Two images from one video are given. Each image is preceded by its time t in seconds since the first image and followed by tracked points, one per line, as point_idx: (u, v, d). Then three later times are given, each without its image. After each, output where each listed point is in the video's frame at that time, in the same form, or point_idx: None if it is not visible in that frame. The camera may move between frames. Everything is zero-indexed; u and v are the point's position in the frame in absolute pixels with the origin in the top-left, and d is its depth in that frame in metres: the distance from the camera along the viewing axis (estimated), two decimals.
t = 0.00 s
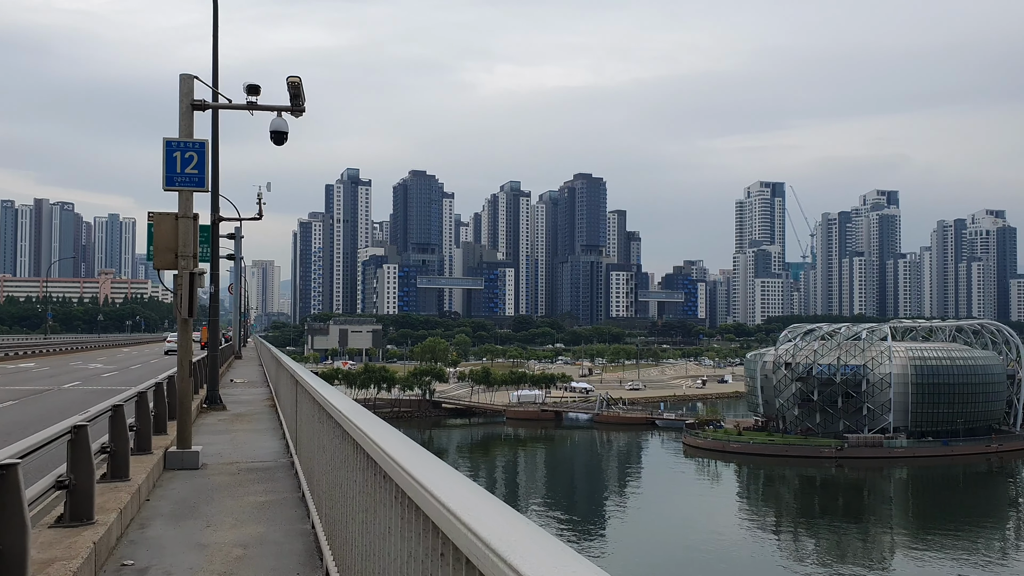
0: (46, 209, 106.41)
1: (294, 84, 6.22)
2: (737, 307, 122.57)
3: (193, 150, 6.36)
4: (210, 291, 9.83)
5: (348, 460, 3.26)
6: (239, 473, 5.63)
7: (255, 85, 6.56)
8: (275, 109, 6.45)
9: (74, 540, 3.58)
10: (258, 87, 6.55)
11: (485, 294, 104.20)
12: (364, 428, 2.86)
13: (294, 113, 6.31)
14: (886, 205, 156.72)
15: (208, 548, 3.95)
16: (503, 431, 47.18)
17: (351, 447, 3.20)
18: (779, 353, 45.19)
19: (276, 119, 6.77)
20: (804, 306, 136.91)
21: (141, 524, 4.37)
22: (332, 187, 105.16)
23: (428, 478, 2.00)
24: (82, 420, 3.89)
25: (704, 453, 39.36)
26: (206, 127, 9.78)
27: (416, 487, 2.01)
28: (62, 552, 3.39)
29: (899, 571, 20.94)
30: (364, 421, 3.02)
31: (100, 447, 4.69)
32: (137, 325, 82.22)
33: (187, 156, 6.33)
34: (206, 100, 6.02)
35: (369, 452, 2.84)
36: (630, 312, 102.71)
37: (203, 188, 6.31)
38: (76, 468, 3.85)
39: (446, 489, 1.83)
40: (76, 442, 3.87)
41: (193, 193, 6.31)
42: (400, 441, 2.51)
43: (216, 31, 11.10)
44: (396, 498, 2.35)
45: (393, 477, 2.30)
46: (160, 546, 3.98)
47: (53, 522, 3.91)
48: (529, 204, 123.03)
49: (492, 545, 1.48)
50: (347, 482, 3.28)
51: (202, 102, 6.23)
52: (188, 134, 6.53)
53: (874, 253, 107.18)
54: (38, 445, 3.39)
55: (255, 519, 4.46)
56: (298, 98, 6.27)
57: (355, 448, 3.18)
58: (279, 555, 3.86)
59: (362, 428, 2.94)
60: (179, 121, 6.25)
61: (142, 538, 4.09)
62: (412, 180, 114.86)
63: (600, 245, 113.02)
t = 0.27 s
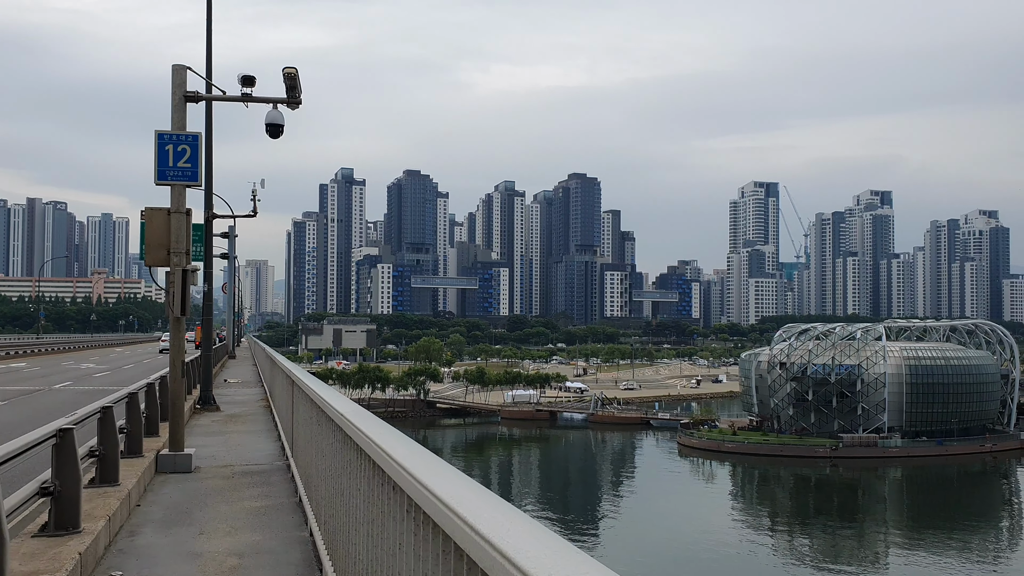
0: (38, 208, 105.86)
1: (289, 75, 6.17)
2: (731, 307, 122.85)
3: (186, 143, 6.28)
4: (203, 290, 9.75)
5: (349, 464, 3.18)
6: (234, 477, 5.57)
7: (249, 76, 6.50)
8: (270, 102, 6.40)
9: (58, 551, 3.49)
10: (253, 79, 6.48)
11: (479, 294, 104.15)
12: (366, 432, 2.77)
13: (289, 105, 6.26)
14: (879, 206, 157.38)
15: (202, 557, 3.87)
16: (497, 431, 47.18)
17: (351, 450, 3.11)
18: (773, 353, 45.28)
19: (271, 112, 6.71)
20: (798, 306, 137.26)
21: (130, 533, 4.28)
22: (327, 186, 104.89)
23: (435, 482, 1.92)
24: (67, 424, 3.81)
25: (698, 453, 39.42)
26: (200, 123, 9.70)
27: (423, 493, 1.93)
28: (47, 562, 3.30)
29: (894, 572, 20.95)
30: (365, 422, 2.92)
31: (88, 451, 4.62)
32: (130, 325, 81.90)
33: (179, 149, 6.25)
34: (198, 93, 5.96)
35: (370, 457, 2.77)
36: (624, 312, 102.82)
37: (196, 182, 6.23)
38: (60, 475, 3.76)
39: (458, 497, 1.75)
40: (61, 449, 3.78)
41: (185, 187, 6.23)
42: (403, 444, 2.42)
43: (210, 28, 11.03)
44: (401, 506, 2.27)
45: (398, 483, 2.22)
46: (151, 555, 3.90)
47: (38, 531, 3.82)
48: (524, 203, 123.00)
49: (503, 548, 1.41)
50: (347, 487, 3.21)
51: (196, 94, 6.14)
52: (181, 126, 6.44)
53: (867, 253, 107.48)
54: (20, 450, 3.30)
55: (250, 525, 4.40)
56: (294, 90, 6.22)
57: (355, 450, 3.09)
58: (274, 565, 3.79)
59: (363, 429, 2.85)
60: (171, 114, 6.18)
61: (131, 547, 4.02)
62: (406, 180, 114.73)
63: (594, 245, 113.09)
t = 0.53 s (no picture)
0: (33, 208, 105.48)
1: (288, 68, 6.13)
2: (727, 307, 122.97)
3: (181, 138, 6.19)
4: (199, 291, 9.70)
5: (349, 466, 3.13)
6: (230, 483, 5.52)
7: (247, 69, 6.45)
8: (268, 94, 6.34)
9: (47, 564, 3.42)
10: (250, 72, 6.44)
11: (475, 294, 104.12)
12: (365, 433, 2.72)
13: (288, 99, 6.22)
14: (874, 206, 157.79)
15: (198, 569, 3.80)
16: (494, 432, 47.11)
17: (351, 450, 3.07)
18: (770, 353, 45.33)
19: (269, 106, 6.67)
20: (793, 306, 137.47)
21: (122, 543, 4.22)
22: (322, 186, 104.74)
23: (438, 489, 1.85)
24: (56, 431, 3.76)
25: (695, 453, 39.46)
26: (196, 120, 9.65)
27: (425, 500, 1.88)
28: None
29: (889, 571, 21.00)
30: (364, 423, 2.87)
31: (79, 458, 4.56)
32: (125, 325, 81.61)
33: (174, 144, 6.16)
34: (194, 86, 5.90)
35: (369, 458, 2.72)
36: (620, 312, 102.86)
37: (191, 178, 6.14)
38: (48, 484, 3.69)
39: (460, 501, 1.71)
40: (49, 456, 3.73)
41: (180, 183, 6.16)
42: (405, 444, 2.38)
43: (206, 25, 10.99)
44: (399, 513, 2.24)
45: (399, 483, 2.17)
46: (145, 567, 3.83)
47: (24, 544, 3.74)
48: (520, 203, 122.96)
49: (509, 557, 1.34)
50: (347, 491, 3.17)
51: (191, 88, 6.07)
52: (176, 121, 6.37)
53: (863, 253, 107.65)
54: (6, 458, 3.24)
55: (248, 535, 4.35)
56: (293, 83, 6.18)
57: (355, 453, 3.04)
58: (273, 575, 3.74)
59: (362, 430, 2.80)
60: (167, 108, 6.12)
61: (124, 559, 3.94)
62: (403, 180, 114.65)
63: (591, 245, 113.11)
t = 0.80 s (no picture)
0: (27, 208, 105.00)
1: (285, 57, 6.06)
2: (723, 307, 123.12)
3: (175, 129, 6.06)
4: (194, 288, 9.63)
5: (351, 469, 3.08)
6: (225, 486, 5.47)
7: (242, 59, 6.38)
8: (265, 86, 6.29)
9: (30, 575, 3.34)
10: (246, 62, 6.37)
11: (471, 294, 104.06)
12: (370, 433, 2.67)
13: (285, 89, 6.17)
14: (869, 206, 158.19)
15: None
16: (490, 432, 47.07)
17: (355, 451, 3.01)
18: (766, 353, 45.40)
19: (266, 97, 6.61)
20: (789, 306, 137.76)
21: (111, 550, 4.16)
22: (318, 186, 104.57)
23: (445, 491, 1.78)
24: (40, 434, 3.71)
25: (691, 453, 39.50)
26: (191, 116, 9.56)
27: (430, 501, 1.82)
28: None
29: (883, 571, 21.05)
30: (368, 425, 2.81)
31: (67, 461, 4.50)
32: (120, 325, 81.33)
33: (168, 136, 6.04)
34: (188, 76, 5.82)
35: (373, 458, 2.67)
36: (615, 312, 102.94)
37: (184, 171, 6.02)
38: (33, 491, 3.62)
39: (470, 505, 1.64)
40: (32, 459, 3.68)
41: (174, 176, 6.03)
42: (411, 445, 2.32)
43: (201, 21, 10.92)
44: (402, 513, 2.17)
45: (404, 484, 2.13)
46: None
47: (7, 554, 3.67)
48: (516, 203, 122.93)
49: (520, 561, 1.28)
50: (348, 494, 3.12)
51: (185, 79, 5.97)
52: (169, 114, 6.25)
53: (858, 253, 107.84)
54: None
55: (243, 541, 4.31)
56: (290, 73, 6.13)
57: (358, 455, 2.99)
58: None
59: (365, 430, 2.75)
60: (160, 99, 6.03)
61: (113, 567, 3.87)
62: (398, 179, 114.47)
63: (586, 245, 113.12)
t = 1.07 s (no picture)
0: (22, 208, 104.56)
1: (282, 49, 6.04)
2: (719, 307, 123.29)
3: (167, 123, 5.99)
4: (189, 287, 9.58)
5: (352, 479, 2.89)
6: (218, 493, 5.42)
7: (238, 51, 6.37)
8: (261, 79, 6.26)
9: None
10: (241, 53, 6.36)
11: (468, 294, 104.00)
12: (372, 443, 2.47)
13: (282, 81, 6.14)
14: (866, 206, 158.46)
15: None
16: (486, 432, 47.11)
17: (356, 463, 2.82)
18: (763, 353, 45.48)
19: (262, 91, 6.58)
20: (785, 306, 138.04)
21: (99, 563, 4.06)
22: (314, 186, 104.44)
23: (445, 498, 1.71)
24: (21, 442, 3.61)
25: (688, 453, 39.54)
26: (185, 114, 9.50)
27: (431, 507, 1.73)
28: None
29: (880, 571, 21.05)
30: (373, 434, 2.61)
31: (54, 469, 4.41)
32: (116, 325, 81.15)
33: (160, 129, 5.96)
34: (181, 69, 5.79)
35: (378, 472, 2.46)
36: (612, 312, 103.05)
37: (178, 166, 5.92)
38: (14, 502, 3.51)
39: (465, 510, 1.57)
40: (12, 471, 3.57)
41: (166, 171, 5.94)
42: (419, 458, 2.12)
43: (195, 20, 10.89)
44: (401, 523, 2.09)
45: (415, 507, 1.91)
46: None
47: None
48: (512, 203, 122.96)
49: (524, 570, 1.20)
50: (349, 507, 2.93)
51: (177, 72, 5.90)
52: (162, 107, 6.17)
53: (854, 253, 108.06)
54: None
55: (236, 552, 4.22)
56: (286, 64, 6.09)
57: (359, 467, 2.79)
58: None
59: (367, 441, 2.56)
60: (153, 93, 5.94)
61: None
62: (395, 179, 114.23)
63: (583, 245, 113.22)
